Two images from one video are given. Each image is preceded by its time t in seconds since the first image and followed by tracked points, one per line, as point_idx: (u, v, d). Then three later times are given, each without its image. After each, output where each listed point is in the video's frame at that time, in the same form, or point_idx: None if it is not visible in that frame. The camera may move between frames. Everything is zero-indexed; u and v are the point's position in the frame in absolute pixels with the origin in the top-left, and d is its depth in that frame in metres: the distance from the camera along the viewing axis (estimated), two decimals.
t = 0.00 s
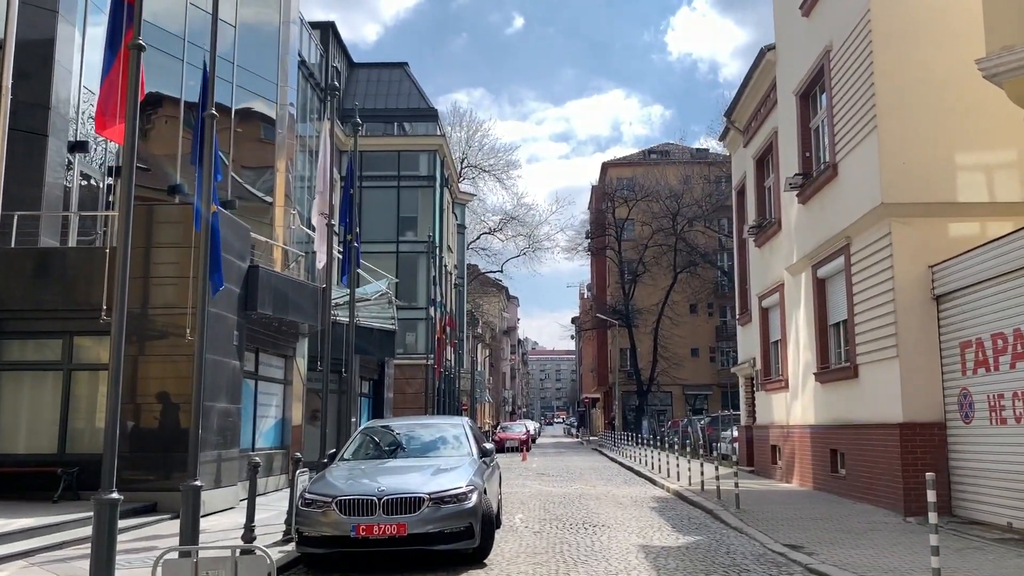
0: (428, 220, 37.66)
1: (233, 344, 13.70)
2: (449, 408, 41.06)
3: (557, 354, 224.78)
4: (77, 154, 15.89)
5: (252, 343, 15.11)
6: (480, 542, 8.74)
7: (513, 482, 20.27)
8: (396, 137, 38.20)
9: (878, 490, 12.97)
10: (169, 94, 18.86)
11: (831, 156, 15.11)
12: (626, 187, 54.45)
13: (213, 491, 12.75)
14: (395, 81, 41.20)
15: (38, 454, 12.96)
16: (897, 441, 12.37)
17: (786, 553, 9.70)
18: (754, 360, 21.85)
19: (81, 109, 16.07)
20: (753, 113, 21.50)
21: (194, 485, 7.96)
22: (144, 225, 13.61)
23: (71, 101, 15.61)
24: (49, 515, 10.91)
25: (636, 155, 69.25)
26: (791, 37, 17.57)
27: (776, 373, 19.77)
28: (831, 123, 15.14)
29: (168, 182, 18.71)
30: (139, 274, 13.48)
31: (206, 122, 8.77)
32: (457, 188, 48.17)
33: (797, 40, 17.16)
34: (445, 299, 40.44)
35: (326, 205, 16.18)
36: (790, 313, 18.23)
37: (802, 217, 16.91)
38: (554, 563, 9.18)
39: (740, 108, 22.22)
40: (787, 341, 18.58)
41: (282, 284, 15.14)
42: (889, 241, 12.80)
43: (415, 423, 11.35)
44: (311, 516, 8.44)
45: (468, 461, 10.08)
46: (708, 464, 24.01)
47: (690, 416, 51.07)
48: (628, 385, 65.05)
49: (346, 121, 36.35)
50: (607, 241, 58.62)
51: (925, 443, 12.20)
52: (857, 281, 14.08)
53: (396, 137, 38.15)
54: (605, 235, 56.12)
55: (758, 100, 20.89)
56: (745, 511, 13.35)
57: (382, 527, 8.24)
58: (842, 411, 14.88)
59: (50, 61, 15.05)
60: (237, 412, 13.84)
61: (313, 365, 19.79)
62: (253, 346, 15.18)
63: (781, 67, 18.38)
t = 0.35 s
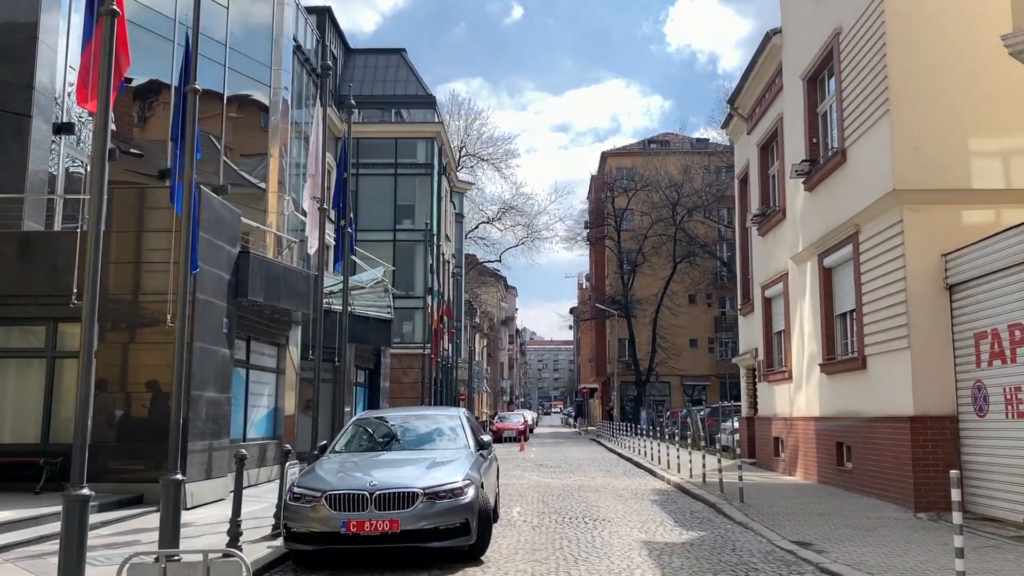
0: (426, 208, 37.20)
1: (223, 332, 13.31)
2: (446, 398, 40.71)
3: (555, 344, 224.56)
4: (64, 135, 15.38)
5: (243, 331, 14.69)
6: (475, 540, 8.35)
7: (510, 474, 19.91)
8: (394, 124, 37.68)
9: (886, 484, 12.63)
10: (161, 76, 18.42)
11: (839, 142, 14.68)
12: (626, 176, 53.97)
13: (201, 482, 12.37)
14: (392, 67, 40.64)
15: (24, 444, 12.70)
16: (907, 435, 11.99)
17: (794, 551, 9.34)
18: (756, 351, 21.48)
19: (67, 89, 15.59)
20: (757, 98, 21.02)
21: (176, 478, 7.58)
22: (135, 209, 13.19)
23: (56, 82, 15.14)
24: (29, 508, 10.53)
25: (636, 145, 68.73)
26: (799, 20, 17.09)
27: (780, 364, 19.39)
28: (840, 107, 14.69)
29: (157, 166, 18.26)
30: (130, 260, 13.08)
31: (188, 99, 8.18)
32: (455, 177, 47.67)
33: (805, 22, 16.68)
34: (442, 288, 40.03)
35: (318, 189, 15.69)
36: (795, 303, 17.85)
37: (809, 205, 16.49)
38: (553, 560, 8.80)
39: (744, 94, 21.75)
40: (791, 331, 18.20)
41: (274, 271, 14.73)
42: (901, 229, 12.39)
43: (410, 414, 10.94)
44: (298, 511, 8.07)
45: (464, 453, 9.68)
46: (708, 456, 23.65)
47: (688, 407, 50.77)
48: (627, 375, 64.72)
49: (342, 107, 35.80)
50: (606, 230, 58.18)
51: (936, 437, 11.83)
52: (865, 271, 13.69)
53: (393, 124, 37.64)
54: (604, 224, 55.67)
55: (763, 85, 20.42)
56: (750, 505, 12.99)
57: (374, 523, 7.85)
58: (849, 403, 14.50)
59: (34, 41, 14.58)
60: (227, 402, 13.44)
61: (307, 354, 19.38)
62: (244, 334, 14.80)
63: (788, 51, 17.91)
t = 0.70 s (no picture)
0: (422, 202, 36.77)
1: (210, 327, 12.89)
2: (442, 395, 40.31)
3: (552, 341, 224.18)
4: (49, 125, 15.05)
5: (231, 326, 14.28)
6: (469, 544, 7.94)
7: (507, 473, 19.53)
8: (390, 118, 37.21)
9: (895, 484, 12.25)
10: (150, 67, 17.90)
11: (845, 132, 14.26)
12: (624, 172, 53.58)
13: (185, 483, 11.94)
14: (387, 61, 40.14)
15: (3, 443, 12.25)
16: (917, 435, 11.61)
17: (802, 555, 8.95)
18: (758, 347, 21.09)
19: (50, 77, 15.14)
20: (759, 90, 20.64)
21: (150, 479, 7.18)
22: (123, 199, 12.74)
23: (39, 70, 14.73)
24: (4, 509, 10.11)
25: (634, 141, 68.31)
26: (803, 8, 16.66)
27: (782, 360, 19.03)
28: (845, 96, 14.28)
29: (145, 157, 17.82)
30: (118, 252, 12.65)
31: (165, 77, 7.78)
32: (451, 172, 47.22)
33: (810, 10, 16.25)
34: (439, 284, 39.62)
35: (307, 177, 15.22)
36: (797, 299, 17.50)
37: (813, 198, 16.11)
38: (551, 565, 8.39)
39: (745, 86, 21.34)
40: (794, 326, 17.81)
41: (263, 264, 14.30)
42: (911, 222, 11.99)
43: (404, 411, 10.54)
44: (282, 514, 7.67)
45: (459, 453, 9.27)
46: (709, 454, 23.27)
47: (686, 405, 50.42)
48: (625, 372, 64.37)
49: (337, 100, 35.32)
50: (604, 226, 57.77)
51: (946, 436, 11.44)
52: (873, 264, 13.30)
53: (389, 118, 37.19)
54: (602, 220, 55.28)
55: (765, 77, 20.01)
56: (753, 505, 12.62)
57: (362, 527, 7.45)
58: (854, 401, 14.13)
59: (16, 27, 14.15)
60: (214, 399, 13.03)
61: (299, 350, 18.96)
62: (233, 330, 14.39)
63: (792, 40, 17.48)
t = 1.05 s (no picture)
0: (416, 199, 36.32)
1: (194, 323, 12.44)
2: (436, 394, 39.84)
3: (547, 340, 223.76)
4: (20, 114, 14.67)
5: (217, 321, 13.82)
6: (462, 549, 7.52)
7: (502, 473, 19.09)
8: (383, 113, 36.72)
9: (902, 484, 11.87)
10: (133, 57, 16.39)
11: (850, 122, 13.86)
12: (619, 170, 53.21)
13: (166, 484, 11.48)
14: (381, 56, 39.63)
15: None
16: (926, 433, 11.22)
17: (811, 560, 8.53)
18: (757, 345, 20.69)
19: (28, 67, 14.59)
20: (759, 82, 20.24)
21: (120, 481, 6.75)
22: (107, 191, 12.26)
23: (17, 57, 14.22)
24: None
25: (630, 138, 67.92)
26: None
27: (782, 358, 18.63)
28: (850, 85, 13.88)
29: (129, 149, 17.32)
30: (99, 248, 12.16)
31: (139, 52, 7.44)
32: (446, 169, 46.76)
33: None
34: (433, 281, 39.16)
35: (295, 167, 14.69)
36: (799, 295, 17.11)
37: (816, 191, 15.72)
38: (548, 571, 7.96)
39: (745, 78, 20.91)
40: (795, 322, 17.42)
41: (251, 259, 13.86)
42: (919, 213, 11.61)
43: (394, 410, 10.09)
44: (264, 517, 7.23)
45: (451, 453, 8.83)
46: (707, 454, 22.87)
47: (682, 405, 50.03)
48: (620, 371, 63.98)
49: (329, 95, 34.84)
50: (599, 224, 57.35)
51: (957, 435, 11.06)
52: (879, 257, 12.91)
53: (383, 113, 36.72)
54: (597, 218, 54.90)
55: (765, 68, 19.60)
56: (756, 506, 12.21)
57: (348, 531, 7.02)
58: (859, 398, 13.74)
59: None
60: (198, 397, 12.57)
61: (288, 347, 18.49)
62: (219, 326, 13.95)
63: (793, 29, 17.07)
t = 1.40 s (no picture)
0: (407, 192, 35.85)
1: (173, 316, 12.01)
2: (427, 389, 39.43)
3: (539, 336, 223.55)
4: None
5: (198, 314, 13.37)
6: (450, 554, 7.11)
7: (493, 470, 18.69)
8: (373, 105, 36.20)
9: (906, 483, 11.52)
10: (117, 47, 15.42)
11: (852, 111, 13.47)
12: (612, 164, 52.83)
13: (143, 483, 11.03)
14: (371, 47, 39.07)
15: None
16: (931, 431, 10.87)
17: (817, 563, 8.15)
18: (753, 339, 20.34)
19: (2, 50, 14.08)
20: (756, 72, 19.85)
21: (82, 484, 6.33)
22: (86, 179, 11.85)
23: None
24: None
25: (623, 132, 67.57)
26: None
27: (780, 353, 18.29)
28: (851, 72, 13.50)
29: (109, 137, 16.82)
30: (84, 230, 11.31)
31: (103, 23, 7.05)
32: (437, 162, 46.27)
33: None
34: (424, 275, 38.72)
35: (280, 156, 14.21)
36: (797, 289, 16.76)
37: (815, 182, 15.35)
38: None
39: (742, 68, 20.53)
40: (792, 317, 17.07)
41: (233, 250, 13.43)
42: (924, 203, 11.24)
43: (381, 406, 9.68)
44: (239, 521, 6.82)
45: (440, 451, 8.42)
46: (701, 450, 22.53)
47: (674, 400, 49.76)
48: (612, 366, 63.68)
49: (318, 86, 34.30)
50: (592, 218, 57.00)
51: (962, 432, 10.72)
52: (881, 249, 12.55)
53: (373, 105, 36.21)
54: (590, 212, 54.53)
55: (763, 57, 19.21)
56: (755, 506, 11.83)
57: (329, 536, 6.61)
58: (859, 394, 13.39)
59: None
60: (178, 393, 12.13)
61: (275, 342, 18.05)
62: (200, 319, 13.52)
63: (792, 17, 16.68)
